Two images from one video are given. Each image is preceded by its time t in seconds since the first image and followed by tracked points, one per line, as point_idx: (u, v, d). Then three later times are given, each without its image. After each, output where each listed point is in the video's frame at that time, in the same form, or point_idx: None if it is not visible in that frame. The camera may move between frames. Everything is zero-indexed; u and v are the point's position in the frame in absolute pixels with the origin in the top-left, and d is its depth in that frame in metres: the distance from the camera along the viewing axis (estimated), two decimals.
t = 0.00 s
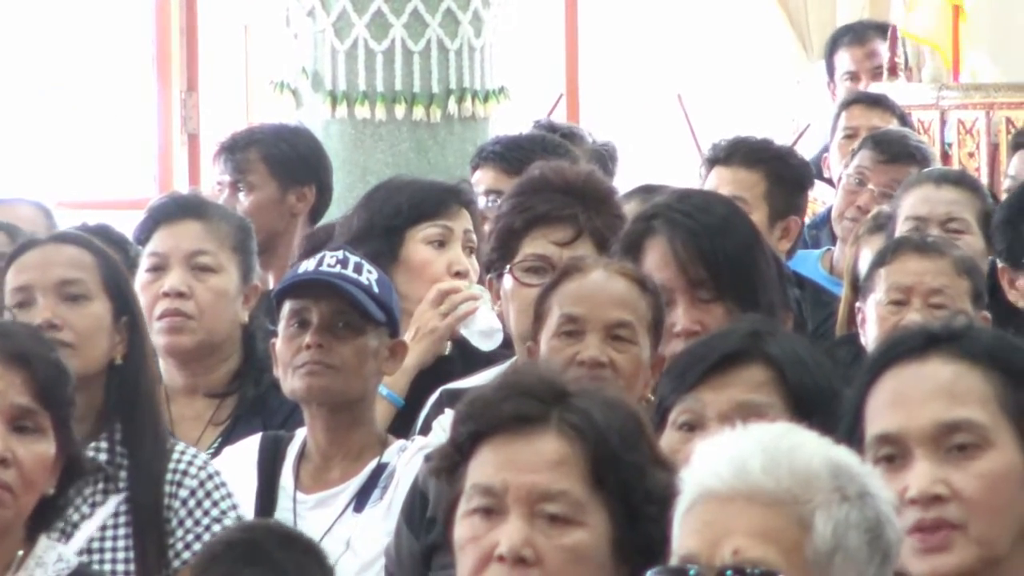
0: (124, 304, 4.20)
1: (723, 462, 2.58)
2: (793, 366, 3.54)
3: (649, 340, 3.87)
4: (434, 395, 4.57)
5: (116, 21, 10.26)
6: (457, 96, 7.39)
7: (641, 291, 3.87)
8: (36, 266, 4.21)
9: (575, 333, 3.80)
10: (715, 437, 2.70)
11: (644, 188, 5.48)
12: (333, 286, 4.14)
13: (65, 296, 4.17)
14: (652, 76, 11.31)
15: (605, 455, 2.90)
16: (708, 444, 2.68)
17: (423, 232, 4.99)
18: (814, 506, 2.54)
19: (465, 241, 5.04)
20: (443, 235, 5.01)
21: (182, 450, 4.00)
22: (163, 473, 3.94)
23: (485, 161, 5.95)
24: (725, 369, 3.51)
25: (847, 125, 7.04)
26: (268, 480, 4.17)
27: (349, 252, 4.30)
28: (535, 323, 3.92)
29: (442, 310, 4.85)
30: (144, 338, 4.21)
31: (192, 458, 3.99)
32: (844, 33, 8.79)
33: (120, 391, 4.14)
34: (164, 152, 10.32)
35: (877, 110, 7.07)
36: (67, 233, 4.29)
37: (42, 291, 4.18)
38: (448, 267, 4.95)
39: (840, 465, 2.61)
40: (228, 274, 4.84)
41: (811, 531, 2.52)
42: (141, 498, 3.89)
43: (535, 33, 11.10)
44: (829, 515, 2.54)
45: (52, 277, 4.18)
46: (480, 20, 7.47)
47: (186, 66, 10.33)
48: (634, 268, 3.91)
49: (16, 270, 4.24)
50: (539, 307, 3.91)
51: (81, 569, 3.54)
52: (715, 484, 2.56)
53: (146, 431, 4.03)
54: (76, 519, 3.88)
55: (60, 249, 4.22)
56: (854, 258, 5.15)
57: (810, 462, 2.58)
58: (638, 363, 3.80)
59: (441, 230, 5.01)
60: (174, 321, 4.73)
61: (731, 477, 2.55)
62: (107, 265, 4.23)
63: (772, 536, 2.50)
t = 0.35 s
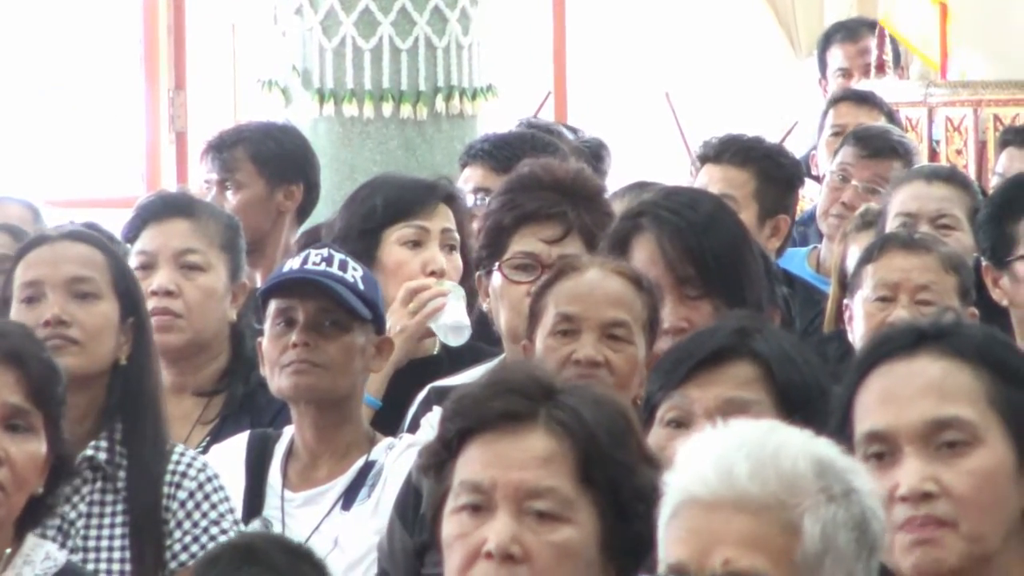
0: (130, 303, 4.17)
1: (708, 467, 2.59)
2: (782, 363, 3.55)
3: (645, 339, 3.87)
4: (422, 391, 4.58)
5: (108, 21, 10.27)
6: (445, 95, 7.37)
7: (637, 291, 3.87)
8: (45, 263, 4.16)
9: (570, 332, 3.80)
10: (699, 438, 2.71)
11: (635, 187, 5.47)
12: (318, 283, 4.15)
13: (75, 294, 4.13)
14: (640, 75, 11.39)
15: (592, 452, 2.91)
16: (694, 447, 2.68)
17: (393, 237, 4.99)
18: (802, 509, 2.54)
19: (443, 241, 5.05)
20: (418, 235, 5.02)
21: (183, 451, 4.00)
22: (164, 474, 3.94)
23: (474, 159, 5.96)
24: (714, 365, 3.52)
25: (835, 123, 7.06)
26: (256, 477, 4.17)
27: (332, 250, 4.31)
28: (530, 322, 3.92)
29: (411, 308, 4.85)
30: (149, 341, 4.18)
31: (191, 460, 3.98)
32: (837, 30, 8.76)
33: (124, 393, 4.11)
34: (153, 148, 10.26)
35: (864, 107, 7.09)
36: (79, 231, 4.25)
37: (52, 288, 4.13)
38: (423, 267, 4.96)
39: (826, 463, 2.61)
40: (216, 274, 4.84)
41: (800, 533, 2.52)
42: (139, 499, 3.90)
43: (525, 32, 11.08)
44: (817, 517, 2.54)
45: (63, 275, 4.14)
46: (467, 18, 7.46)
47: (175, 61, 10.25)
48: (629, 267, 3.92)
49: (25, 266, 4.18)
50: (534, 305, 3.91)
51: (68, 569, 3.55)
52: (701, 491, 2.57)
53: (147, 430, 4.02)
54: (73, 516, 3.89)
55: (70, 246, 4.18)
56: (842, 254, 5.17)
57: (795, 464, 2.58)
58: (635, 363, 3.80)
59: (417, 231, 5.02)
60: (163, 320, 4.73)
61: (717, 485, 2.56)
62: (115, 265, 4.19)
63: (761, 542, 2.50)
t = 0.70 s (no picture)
0: (139, 299, 4.18)
1: (687, 468, 2.59)
2: (773, 355, 3.55)
3: (631, 330, 3.87)
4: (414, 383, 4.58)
5: (99, 18, 10.36)
6: (435, 87, 7.34)
7: (624, 283, 3.88)
8: (57, 254, 4.16)
9: (557, 325, 3.81)
10: (674, 436, 2.70)
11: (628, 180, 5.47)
12: (306, 277, 4.14)
13: (86, 286, 4.12)
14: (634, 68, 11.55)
15: (583, 444, 2.92)
16: (667, 446, 2.68)
17: (384, 235, 5.00)
18: (785, 505, 2.55)
19: (435, 238, 5.04)
20: (410, 234, 5.02)
21: (187, 445, 3.99)
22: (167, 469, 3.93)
23: (465, 151, 5.96)
24: (703, 357, 3.53)
25: (826, 116, 7.06)
26: (247, 469, 4.18)
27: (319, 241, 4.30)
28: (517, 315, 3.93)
29: (404, 310, 4.84)
30: (157, 336, 4.19)
31: (193, 456, 3.97)
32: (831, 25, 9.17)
33: (130, 388, 4.10)
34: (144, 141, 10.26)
35: (852, 99, 7.10)
36: (92, 224, 4.25)
37: (63, 280, 4.13)
38: (416, 265, 4.96)
39: (804, 455, 2.62)
40: (207, 266, 4.84)
41: (783, 530, 2.53)
42: (143, 494, 3.89)
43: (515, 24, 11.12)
44: (799, 513, 2.55)
45: (75, 267, 4.13)
46: (458, 11, 7.48)
47: (165, 60, 10.19)
48: (615, 258, 3.92)
49: (37, 255, 4.18)
50: (523, 297, 3.91)
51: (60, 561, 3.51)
52: (681, 493, 2.57)
53: (152, 425, 4.02)
54: (76, 508, 3.91)
55: (82, 238, 4.18)
56: (834, 246, 5.17)
57: (775, 460, 2.59)
58: (620, 354, 3.81)
59: (409, 229, 5.02)
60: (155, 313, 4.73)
61: (696, 486, 2.56)
62: (128, 261, 4.19)
63: (745, 542, 2.51)
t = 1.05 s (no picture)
0: (142, 286, 4.17)
1: (697, 450, 2.59)
2: (777, 345, 3.54)
3: (626, 318, 3.88)
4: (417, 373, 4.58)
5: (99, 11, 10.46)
6: (438, 75, 7.34)
7: (616, 271, 3.88)
8: (61, 243, 4.16)
9: (549, 313, 3.82)
10: (689, 421, 2.71)
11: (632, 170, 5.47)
12: (305, 267, 4.15)
13: (88, 275, 4.12)
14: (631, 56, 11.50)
15: (587, 433, 2.92)
16: (681, 430, 2.68)
17: (391, 230, 4.99)
18: (792, 489, 2.54)
19: (441, 234, 5.04)
20: (418, 232, 5.01)
21: (190, 435, 3.99)
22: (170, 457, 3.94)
23: (468, 139, 5.96)
24: (707, 347, 3.52)
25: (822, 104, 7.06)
26: (251, 457, 4.17)
27: (318, 229, 4.30)
28: (511, 303, 3.94)
29: (407, 310, 4.81)
30: (160, 323, 4.18)
31: (196, 444, 3.97)
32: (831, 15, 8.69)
33: (133, 375, 4.09)
34: (145, 130, 10.38)
35: (848, 89, 7.08)
36: (94, 212, 4.24)
37: (65, 270, 4.13)
38: (422, 263, 4.97)
39: (814, 442, 2.62)
40: (210, 255, 4.84)
41: (790, 513, 2.53)
42: (144, 483, 3.89)
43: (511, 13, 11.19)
44: (807, 498, 2.55)
45: (77, 256, 4.13)
46: None
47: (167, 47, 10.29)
48: (608, 246, 3.93)
49: (40, 244, 4.18)
50: (517, 287, 3.92)
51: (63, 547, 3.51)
52: (691, 473, 2.56)
53: (155, 414, 4.01)
54: (79, 497, 3.90)
55: (85, 227, 4.17)
56: (837, 233, 5.17)
57: (785, 444, 2.58)
58: (614, 343, 3.82)
59: (418, 227, 5.01)
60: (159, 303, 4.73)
61: (706, 466, 2.56)
62: (131, 249, 4.18)
63: (751, 522, 2.51)
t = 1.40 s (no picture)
0: (144, 265, 4.17)
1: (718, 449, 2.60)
2: (807, 328, 3.53)
3: (651, 302, 3.87)
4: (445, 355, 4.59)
5: None
6: (465, 59, 7.33)
7: (642, 254, 3.88)
8: (61, 226, 4.17)
9: (575, 298, 3.81)
10: (708, 414, 2.71)
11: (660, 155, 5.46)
12: (321, 252, 4.14)
13: (89, 257, 4.13)
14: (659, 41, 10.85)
15: (621, 415, 2.92)
16: (700, 425, 2.69)
17: (408, 212, 4.98)
18: (817, 484, 2.55)
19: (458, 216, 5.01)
20: (433, 209, 5.00)
21: (202, 410, 4.00)
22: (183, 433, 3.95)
23: (497, 123, 5.96)
24: (738, 330, 3.51)
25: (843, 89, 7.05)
26: (279, 442, 4.18)
27: (336, 214, 4.30)
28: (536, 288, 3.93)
29: (422, 293, 4.82)
30: (165, 302, 4.17)
31: (209, 420, 3.98)
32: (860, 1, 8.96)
33: (141, 355, 4.10)
34: (173, 116, 10.27)
35: (868, 72, 7.06)
36: (94, 194, 4.25)
37: (66, 252, 4.14)
38: (436, 245, 4.95)
39: (835, 432, 2.62)
40: (238, 238, 4.84)
41: (817, 508, 2.54)
42: (156, 460, 3.90)
43: None
44: (833, 491, 2.56)
45: (77, 238, 4.14)
46: None
47: (194, 29, 10.20)
48: (635, 231, 3.92)
49: (40, 230, 4.20)
50: (541, 271, 3.92)
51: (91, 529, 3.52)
52: (713, 474, 2.57)
53: (167, 392, 4.02)
54: (95, 478, 3.91)
55: (84, 209, 4.19)
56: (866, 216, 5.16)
57: (807, 439, 2.59)
58: (640, 326, 3.81)
59: (431, 206, 5.00)
60: (185, 284, 4.73)
61: (728, 467, 2.57)
62: (132, 229, 4.19)
63: (778, 523, 2.52)
